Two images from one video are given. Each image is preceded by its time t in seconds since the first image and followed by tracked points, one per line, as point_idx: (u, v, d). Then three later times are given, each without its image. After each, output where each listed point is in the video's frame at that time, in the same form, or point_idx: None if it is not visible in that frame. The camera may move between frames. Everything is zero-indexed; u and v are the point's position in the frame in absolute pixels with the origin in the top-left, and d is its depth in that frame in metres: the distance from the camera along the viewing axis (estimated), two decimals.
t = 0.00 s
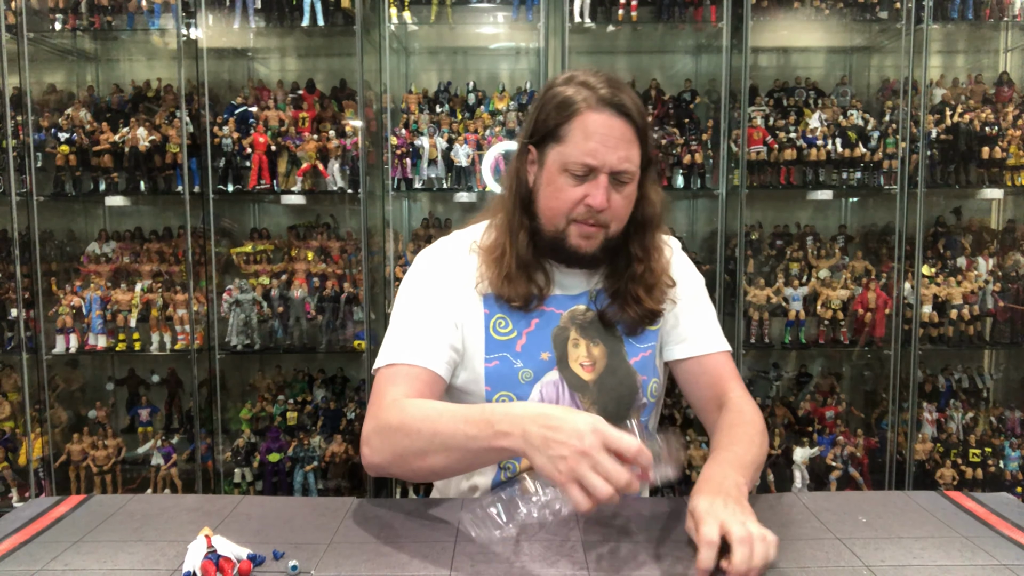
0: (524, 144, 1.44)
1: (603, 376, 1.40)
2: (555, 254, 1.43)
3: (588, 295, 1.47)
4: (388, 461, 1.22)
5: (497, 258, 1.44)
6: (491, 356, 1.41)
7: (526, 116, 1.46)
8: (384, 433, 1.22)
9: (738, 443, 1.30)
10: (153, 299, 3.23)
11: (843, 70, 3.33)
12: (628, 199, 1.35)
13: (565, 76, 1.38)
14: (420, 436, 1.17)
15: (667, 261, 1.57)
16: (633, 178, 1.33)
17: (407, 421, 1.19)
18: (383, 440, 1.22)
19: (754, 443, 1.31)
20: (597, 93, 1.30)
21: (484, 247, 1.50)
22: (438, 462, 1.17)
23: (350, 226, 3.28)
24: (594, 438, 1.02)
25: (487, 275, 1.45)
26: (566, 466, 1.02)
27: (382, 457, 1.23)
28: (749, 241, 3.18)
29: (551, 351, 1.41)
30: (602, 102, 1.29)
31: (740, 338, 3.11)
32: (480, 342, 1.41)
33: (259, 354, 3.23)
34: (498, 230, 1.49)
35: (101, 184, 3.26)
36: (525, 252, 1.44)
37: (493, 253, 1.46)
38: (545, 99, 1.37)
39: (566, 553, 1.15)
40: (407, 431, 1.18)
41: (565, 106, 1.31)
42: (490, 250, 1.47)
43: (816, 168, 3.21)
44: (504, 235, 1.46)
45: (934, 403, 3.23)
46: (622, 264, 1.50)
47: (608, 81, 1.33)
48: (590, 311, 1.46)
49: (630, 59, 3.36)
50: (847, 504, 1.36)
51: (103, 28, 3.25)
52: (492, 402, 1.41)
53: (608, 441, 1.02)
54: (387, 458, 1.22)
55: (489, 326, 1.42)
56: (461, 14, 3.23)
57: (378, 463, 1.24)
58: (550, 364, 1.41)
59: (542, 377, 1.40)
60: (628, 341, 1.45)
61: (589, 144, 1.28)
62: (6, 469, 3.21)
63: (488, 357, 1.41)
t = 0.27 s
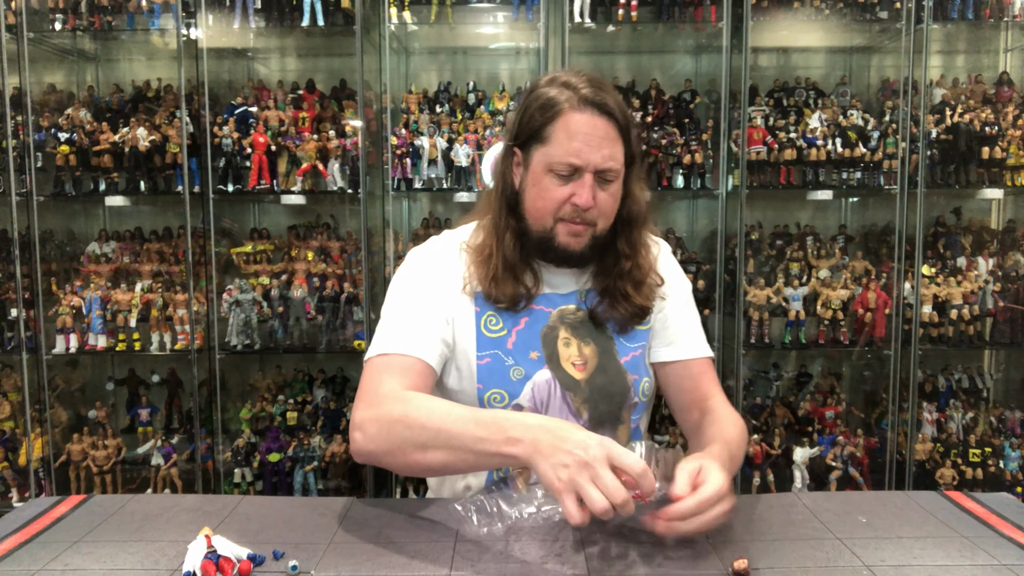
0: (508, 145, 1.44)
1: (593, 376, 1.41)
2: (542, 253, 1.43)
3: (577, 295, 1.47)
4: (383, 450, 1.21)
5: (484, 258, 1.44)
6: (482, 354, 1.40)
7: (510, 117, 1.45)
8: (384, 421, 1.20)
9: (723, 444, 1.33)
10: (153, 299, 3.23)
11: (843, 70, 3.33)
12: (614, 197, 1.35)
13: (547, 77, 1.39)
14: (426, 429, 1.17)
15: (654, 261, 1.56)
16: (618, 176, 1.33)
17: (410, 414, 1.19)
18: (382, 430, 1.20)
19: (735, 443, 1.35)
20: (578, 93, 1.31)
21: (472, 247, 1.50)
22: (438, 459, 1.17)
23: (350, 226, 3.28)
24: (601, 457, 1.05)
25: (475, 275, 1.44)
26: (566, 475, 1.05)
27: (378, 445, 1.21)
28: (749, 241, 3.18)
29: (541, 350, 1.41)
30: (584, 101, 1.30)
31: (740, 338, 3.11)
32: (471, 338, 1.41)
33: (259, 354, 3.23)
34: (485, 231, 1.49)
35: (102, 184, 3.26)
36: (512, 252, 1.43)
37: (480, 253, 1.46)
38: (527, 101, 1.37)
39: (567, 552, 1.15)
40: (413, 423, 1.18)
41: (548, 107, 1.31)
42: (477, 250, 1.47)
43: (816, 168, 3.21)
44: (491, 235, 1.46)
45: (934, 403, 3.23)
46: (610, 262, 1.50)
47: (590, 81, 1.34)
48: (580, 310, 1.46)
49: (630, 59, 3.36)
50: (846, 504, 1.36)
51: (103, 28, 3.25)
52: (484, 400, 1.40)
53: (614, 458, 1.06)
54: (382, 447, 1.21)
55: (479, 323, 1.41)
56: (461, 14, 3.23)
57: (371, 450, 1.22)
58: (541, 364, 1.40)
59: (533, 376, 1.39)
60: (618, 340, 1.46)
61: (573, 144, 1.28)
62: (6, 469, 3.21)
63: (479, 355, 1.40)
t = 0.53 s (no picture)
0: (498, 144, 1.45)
1: (580, 371, 1.42)
2: (531, 250, 1.43)
3: (565, 291, 1.47)
4: (387, 440, 1.20)
5: (473, 254, 1.45)
6: (471, 348, 1.41)
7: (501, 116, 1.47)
8: (391, 410, 1.20)
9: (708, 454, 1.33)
10: (153, 299, 3.23)
11: (843, 70, 3.33)
12: (604, 193, 1.36)
13: (538, 76, 1.40)
14: (436, 421, 1.17)
15: (641, 258, 1.57)
16: (608, 173, 1.34)
17: (419, 407, 1.19)
18: (389, 419, 1.20)
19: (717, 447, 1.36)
20: (569, 91, 1.32)
21: (462, 244, 1.51)
22: (443, 453, 1.17)
23: (350, 226, 3.28)
24: (616, 459, 1.09)
25: (464, 271, 1.45)
26: (580, 470, 1.07)
27: (382, 434, 1.20)
28: (749, 241, 3.18)
29: (528, 345, 1.41)
30: (575, 99, 1.30)
31: (740, 338, 3.11)
32: (460, 331, 1.42)
33: (259, 354, 3.23)
34: (475, 228, 1.50)
35: (101, 184, 3.26)
36: (500, 248, 1.44)
37: (469, 250, 1.46)
38: (517, 100, 1.38)
39: (566, 552, 1.15)
40: (423, 413, 1.18)
41: (539, 105, 1.32)
42: (467, 247, 1.48)
43: (816, 168, 3.21)
44: (480, 232, 1.47)
45: (934, 403, 3.23)
46: (598, 259, 1.50)
47: (580, 80, 1.34)
48: (567, 306, 1.46)
49: (630, 59, 3.36)
50: (846, 504, 1.36)
51: (103, 28, 3.25)
52: (472, 393, 1.41)
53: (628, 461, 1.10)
54: (387, 437, 1.20)
55: (468, 317, 1.42)
56: (461, 14, 3.23)
57: (374, 440, 1.22)
58: (528, 359, 1.41)
59: (520, 371, 1.40)
60: (605, 335, 1.46)
61: (564, 141, 1.29)
62: (6, 469, 3.21)
63: (468, 348, 1.41)
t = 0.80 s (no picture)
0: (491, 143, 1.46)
1: (572, 368, 1.42)
2: (522, 249, 1.44)
3: (557, 289, 1.48)
4: (379, 437, 1.20)
5: (464, 253, 1.46)
6: (463, 345, 1.41)
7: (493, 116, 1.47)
8: (382, 410, 1.20)
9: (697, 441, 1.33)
10: (153, 299, 3.23)
11: (843, 70, 3.33)
12: (595, 191, 1.36)
13: (530, 76, 1.40)
14: (424, 421, 1.17)
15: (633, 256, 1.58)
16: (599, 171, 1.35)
17: (410, 406, 1.19)
18: (380, 417, 1.20)
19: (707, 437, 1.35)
20: (559, 90, 1.32)
21: (455, 242, 1.51)
22: (434, 453, 1.16)
23: (350, 226, 3.28)
24: (604, 460, 1.09)
25: (455, 270, 1.46)
26: (569, 476, 1.07)
27: (374, 432, 1.21)
28: (749, 241, 3.18)
29: (519, 343, 1.42)
30: (565, 98, 1.31)
31: (740, 338, 3.11)
32: (452, 327, 1.42)
33: (259, 354, 3.23)
34: (467, 227, 1.50)
35: (102, 184, 3.26)
36: (492, 247, 1.44)
37: (462, 249, 1.47)
38: (508, 99, 1.38)
39: (566, 552, 1.15)
40: (411, 414, 1.18)
41: (529, 103, 1.32)
42: (459, 246, 1.48)
43: (816, 168, 3.21)
44: (472, 231, 1.48)
45: (934, 403, 3.23)
46: (589, 257, 1.50)
47: (571, 79, 1.35)
48: (559, 304, 1.46)
49: (630, 59, 3.36)
50: (846, 504, 1.35)
51: (103, 28, 3.25)
52: (463, 390, 1.41)
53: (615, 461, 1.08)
54: (379, 435, 1.20)
55: (461, 315, 1.42)
56: (461, 14, 3.23)
57: (367, 436, 1.22)
58: (519, 356, 1.41)
59: (512, 368, 1.40)
60: (597, 332, 1.46)
61: (554, 139, 1.29)
62: (6, 469, 3.21)
63: (459, 345, 1.41)
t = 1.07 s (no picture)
0: (478, 146, 1.46)
1: (568, 369, 1.42)
2: (514, 250, 1.43)
3: (551, 290, 1.48)
4: (376, 447, 1.21)
5: (456, 257, 1.46)
6: (457, 349, 1.41)
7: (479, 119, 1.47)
8: (377, 418, 1.21)
9: (703, 436, 1.32)
10: (153, 299, 3.23)
11: (843, 70, 3.33)
12: (583, 191, 1.36)
13: (515, 77, 1.40)
14: (417, 427, 1.18)
15: (625, 254, 1.58)
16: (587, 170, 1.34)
17: (403, 413, 1.20)
18: (376, 428, 1.21)
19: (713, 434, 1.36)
20: (544, 91, 1.32)
21: (447, 247, 1.51)
22: (429, 459, 1.17)
23: (350, 226, 3.27)
24: (591, 461, 1.08)
25: (448, 274, 1.46)
26: (558, 478, 1.06)
27: (370, 442, 1.22)
28: (749, 241, 3.18)
29: (515, 344, 1.41)
30: (550, 100, 1.31)
31: (740, 338, 3.11)
32: (447, 332, 1.41)
33: (259, 354, 3.22)
34: (459, 231, 1.51)
35: (102, 184, 3.26)
36: (483, 250, 1.45)
37: (454, 253, 1.47)
38: (493, 102, 1.38)
39: (566, 552, 1.15)
40: (404, 420, 1.19)
41: (515, 106, 1.32)
42: (451, 249, 1.49)
43: (816, 168, 3.21)
44: (464, 235, 1.48)
45: (933, 403, 3.23)
46: (581, 255, 1.50)
47: (556, 80, 1.35)
48: (553, 305, 1.46)
49: (630, 59, 3.36)
50: (846, 504, 1.36)
51: (103, 28, 3.25)
52: (460, 393, 1.41)
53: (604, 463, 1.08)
54: (375, 444, 1.22)
55: (455, 318, 1.42)
56: (461, 14, 3.23)
57: (365, 447, 1.23)
58: (515, 358, 1.41)
59: (507, 370, 1.40)
60: (592, 332, 1.46)
61: (541, 141, 1.29)
62: (6, 469, 3.21)
63: (454, 349, 1.41)
